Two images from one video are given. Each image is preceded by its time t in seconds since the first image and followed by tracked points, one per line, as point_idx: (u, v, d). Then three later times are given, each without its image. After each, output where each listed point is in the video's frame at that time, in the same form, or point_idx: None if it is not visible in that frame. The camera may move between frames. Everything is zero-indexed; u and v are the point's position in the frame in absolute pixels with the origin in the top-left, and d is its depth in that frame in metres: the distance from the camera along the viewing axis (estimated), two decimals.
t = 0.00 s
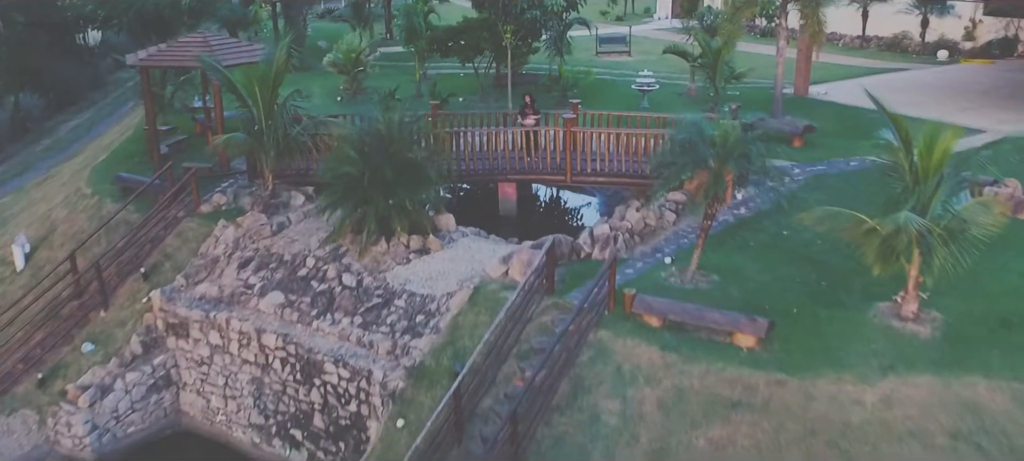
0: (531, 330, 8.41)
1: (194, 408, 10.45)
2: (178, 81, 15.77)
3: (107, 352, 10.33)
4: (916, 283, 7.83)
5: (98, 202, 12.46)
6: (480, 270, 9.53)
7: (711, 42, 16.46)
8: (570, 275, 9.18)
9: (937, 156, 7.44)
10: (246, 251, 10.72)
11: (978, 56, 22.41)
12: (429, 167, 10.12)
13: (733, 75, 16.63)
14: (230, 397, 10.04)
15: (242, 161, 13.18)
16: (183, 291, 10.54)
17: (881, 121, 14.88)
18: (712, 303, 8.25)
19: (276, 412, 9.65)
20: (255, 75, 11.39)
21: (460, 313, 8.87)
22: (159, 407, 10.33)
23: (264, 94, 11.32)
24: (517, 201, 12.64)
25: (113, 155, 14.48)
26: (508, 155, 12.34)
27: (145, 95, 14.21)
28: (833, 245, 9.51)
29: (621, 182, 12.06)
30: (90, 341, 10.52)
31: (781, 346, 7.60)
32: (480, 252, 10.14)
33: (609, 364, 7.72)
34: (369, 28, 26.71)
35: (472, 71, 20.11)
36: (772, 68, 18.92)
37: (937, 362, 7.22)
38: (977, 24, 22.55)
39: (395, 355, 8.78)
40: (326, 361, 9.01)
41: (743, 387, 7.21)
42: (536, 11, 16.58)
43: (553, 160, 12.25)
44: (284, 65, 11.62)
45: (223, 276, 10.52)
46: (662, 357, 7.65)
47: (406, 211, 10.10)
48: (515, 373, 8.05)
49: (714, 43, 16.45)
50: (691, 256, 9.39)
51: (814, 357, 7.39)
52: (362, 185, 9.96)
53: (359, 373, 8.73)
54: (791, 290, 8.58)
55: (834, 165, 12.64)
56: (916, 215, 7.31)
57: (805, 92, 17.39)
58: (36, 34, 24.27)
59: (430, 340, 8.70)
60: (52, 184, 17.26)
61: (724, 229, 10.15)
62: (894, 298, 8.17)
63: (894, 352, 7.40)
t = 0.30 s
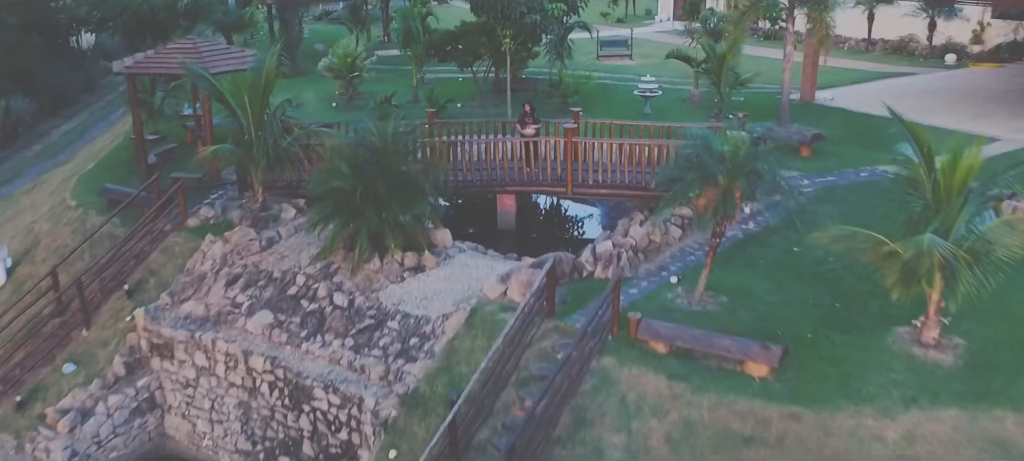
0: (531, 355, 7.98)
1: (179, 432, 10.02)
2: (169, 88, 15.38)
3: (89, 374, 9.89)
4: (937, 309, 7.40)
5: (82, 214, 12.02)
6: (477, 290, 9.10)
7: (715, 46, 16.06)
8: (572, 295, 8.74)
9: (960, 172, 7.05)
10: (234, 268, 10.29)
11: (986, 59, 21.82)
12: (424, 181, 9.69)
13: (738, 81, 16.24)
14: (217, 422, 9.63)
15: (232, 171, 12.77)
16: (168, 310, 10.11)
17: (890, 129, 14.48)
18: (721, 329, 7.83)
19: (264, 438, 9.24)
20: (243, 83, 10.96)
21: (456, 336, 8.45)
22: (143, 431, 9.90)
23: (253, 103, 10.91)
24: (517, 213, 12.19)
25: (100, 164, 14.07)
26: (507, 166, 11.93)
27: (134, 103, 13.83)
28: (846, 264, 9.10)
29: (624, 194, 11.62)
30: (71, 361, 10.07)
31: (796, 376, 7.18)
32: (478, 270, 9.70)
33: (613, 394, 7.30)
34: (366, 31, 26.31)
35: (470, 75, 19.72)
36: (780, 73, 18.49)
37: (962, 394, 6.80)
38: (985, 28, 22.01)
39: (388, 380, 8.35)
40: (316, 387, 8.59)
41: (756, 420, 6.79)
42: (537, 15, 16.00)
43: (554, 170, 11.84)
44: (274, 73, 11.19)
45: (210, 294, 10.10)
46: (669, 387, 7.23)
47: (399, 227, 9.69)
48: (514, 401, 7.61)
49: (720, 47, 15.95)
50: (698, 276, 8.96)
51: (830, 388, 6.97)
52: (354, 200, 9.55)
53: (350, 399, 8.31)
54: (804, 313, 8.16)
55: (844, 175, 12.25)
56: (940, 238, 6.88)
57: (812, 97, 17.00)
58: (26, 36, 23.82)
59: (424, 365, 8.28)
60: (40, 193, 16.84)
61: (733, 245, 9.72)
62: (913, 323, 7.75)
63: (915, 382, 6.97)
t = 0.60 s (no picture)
0: (531, 379, 7.60)
1: (165, 454, 9.66)
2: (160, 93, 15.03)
3: (72, 394, 9.51)
4: (959, 334, 7.03)
5: (68, 226, 11.65)
6: (475, 309, 8.73)
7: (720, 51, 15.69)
8: (573, 315, 8.37)
9: (982, 192, 6.66)
10: (223, 284, 9.92)
11: (994, 63, 21.46)
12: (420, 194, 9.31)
13: (743, 86, 15.88)
14: (204, 445, 9.28)
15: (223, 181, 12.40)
16: (155, 328, 9.74)
17: (900, 137, 14.11)
18: (731, 354, 7.46)
19: None
20: (233, 91, 10.60)
21: (452, 359, 8.08)
22: (127, 454, 9.53)
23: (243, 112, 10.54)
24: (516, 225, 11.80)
25: (89, 172, 13.71)
26: (505, 176, 11.56)
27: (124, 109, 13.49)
28: (860, 281, 8.72)
29: (627, 206, 11.25)
30: (53, 381, 9.69)
31: (810, 405, 6.80)
32: (476, 287, 9.33)
33: (617, 424, 6.92)
34: (364, 33, 25.95)
35: (469, 80, 19.36)
36: (785, 78, 18.12)
37: (986, 426, 6.42)
38: (993, 31, 21.59)
39: (381, 405, 7.99)
40: (305, 411, 8.22)
41: (768, 454, 6.41)
42: (537, 19, 15.61)
43: (554, 181, 11.47)
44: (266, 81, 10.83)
45: (198, 311, 9.73)
46: (676, 416, 6.85)
47: (394, 242, 9.31)
48: (512, 428, 7.21)
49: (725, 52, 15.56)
50: (706, 294, 8.59)
51: (847, 419, 6.60)
52: (347, 215, 9.21)
53: (341, 425, 7.95)
54: (817, 336, 7.79)
55: (854, 185, 11.89)
56: (964, 262, 6.50)
57: (818, 103, 16.64)
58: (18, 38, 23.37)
59: (419, 390, 7.90)
60: (29, 201, 16.46)
61: (740, 260, 9.34)
62: (932, 347, 7.39)
63: (936, 413, 6.60)
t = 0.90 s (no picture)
0: (530, 406, 7.21)
1: None
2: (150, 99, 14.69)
3: (53, 416, 9.09)
4: (981, 360, 6.67)
5: (53, 238, 11.30)
6: (472, 330, 8.37)
7: (723, 55, 15.35)
8: (574, 337, 8.02)
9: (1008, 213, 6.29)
10: (210, 301, 9.55)
11: (1001, 67, 21.10)
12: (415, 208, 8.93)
13: (748, 91, 15.52)
14: None
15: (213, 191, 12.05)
16: (139, 347, 9.37)
17: (909, 145, 13.77)
18: (740, 380, 7.10)
19: None
20: (222, 100, 10.25)
21: (447, 383, 7.73)
22: None
23: (231, 122, 10.17)
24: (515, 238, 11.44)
25: (76, 181, 13.34)
26: (504, 187, 11.21)
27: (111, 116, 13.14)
28: (873, 300, 8.36)
29: (629, 218, 10.90)
30: (34, 401, 9.24)
31: (824, 437, 6.44)
32: (473, 305, 8.96)
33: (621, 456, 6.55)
34: (361, 36, 25.60)
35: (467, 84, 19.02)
36: (790, 83, 17.79)
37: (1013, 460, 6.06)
38: (1000, 34, 21.24)
39: (373, 432, 7.63)
40: (294, 438, 7.86)
41: None
42: (536, 24, 15.28)
43: (554, 192, 11.11)
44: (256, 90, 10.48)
45: (184, 330, 9.36)
46: (683, 448, 6.49)
47: (387, 257, 8.93)
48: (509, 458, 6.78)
49: (729, 57, 15.27)
50: (712, 315, 8.22)
51: (863, 450, 6.25)
52: (338, 230, 8.82)
53: (331, 453, 7.58)
54: (829, 359, 7.42)
55: (862, 196, 11.53)
56: (989, 287, 6.13)
57: (824, 109, 16.32)
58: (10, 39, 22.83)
59: (412, 416, 7.53)
60: (17, 209, 16.07)
61: (748, 277, 8.98)
62: (951, 372, 7.03)
63: (958, 445, 6.23)
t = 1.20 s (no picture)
0: (529, 433, 6.82)
1: None
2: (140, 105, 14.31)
3: (32, 439, 8.65)
4: (1006, 389, 6.30)
5: (36, 251, 10.93)
6: (468, 352, 8.01)
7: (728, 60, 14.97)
8: (574, 360, 7.66)
9: None
10: (197, 318, 9.19)
11: (1009, 70, 20.75)
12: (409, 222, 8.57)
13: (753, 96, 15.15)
14: None
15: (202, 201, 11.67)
16: (123, 367, 8.99)
17: (919, 154, 13.42)
18: (750, 408, 6.74)
19: None
20: (210, 108, 9.90)
21: (442, 410, 7.37)
22: None
23: (219, 132, 9.81)
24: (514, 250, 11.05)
25: (63, 189, 12.96)
26: (502, 198, 10.84)
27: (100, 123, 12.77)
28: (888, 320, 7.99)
29: (632, 230, 10.53)
30: (12, 424, 8.78)
31: None
32: (469, 325, 8.60)
33: None
34: (358, 38, 25.22)
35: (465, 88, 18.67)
36: (795, 88, 17.44)
37: None
38: (1008, 37, 20.89)
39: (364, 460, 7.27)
40: None
41: None
42: (536, 28, 14.93)
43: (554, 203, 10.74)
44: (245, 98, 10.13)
45: (169, 349, 8.99)
46: None
47: (380, 273, 8.56)
48: None
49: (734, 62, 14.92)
50: (720, 336, 7.86)
51: None
52: (329, 246, 8.45)
53: None
54: (843, 385, 7.05)
55: (872, 207, 11.17)
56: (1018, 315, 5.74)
57: (830, 115, 15.95)
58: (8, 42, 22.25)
59: (405, 444, 7.17)
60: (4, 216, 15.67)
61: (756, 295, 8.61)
62: (973, 401, 6.66)
63: None
